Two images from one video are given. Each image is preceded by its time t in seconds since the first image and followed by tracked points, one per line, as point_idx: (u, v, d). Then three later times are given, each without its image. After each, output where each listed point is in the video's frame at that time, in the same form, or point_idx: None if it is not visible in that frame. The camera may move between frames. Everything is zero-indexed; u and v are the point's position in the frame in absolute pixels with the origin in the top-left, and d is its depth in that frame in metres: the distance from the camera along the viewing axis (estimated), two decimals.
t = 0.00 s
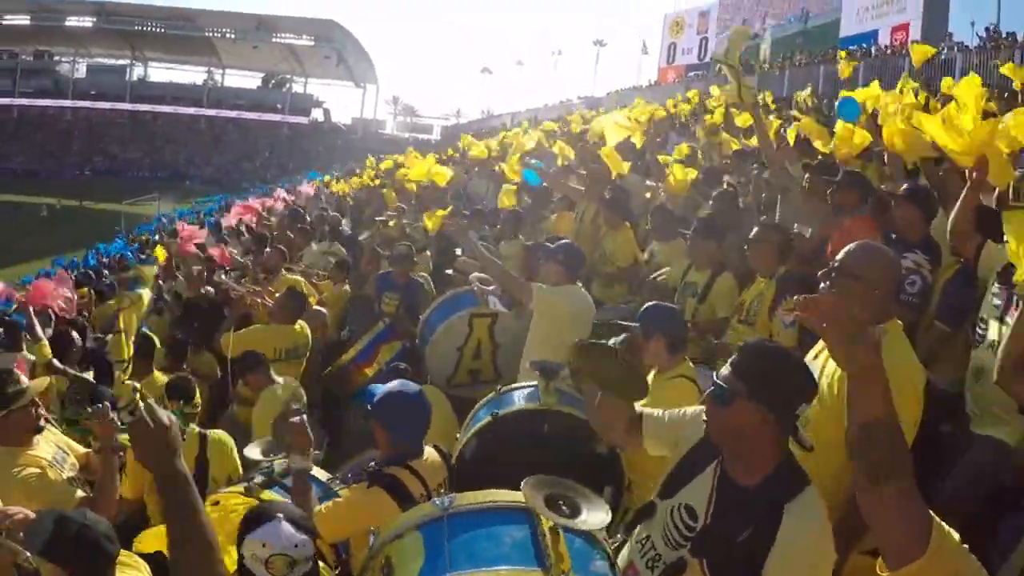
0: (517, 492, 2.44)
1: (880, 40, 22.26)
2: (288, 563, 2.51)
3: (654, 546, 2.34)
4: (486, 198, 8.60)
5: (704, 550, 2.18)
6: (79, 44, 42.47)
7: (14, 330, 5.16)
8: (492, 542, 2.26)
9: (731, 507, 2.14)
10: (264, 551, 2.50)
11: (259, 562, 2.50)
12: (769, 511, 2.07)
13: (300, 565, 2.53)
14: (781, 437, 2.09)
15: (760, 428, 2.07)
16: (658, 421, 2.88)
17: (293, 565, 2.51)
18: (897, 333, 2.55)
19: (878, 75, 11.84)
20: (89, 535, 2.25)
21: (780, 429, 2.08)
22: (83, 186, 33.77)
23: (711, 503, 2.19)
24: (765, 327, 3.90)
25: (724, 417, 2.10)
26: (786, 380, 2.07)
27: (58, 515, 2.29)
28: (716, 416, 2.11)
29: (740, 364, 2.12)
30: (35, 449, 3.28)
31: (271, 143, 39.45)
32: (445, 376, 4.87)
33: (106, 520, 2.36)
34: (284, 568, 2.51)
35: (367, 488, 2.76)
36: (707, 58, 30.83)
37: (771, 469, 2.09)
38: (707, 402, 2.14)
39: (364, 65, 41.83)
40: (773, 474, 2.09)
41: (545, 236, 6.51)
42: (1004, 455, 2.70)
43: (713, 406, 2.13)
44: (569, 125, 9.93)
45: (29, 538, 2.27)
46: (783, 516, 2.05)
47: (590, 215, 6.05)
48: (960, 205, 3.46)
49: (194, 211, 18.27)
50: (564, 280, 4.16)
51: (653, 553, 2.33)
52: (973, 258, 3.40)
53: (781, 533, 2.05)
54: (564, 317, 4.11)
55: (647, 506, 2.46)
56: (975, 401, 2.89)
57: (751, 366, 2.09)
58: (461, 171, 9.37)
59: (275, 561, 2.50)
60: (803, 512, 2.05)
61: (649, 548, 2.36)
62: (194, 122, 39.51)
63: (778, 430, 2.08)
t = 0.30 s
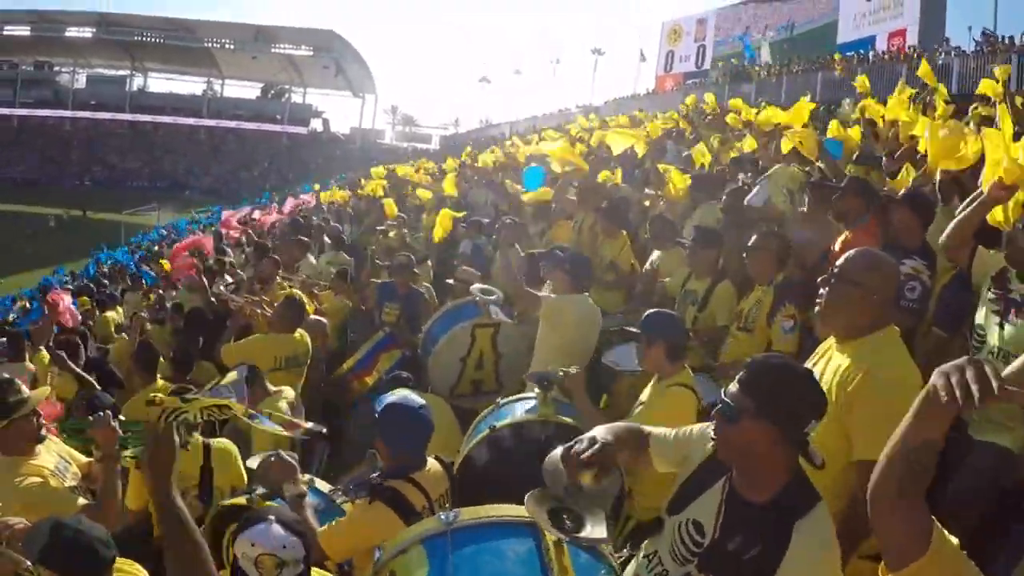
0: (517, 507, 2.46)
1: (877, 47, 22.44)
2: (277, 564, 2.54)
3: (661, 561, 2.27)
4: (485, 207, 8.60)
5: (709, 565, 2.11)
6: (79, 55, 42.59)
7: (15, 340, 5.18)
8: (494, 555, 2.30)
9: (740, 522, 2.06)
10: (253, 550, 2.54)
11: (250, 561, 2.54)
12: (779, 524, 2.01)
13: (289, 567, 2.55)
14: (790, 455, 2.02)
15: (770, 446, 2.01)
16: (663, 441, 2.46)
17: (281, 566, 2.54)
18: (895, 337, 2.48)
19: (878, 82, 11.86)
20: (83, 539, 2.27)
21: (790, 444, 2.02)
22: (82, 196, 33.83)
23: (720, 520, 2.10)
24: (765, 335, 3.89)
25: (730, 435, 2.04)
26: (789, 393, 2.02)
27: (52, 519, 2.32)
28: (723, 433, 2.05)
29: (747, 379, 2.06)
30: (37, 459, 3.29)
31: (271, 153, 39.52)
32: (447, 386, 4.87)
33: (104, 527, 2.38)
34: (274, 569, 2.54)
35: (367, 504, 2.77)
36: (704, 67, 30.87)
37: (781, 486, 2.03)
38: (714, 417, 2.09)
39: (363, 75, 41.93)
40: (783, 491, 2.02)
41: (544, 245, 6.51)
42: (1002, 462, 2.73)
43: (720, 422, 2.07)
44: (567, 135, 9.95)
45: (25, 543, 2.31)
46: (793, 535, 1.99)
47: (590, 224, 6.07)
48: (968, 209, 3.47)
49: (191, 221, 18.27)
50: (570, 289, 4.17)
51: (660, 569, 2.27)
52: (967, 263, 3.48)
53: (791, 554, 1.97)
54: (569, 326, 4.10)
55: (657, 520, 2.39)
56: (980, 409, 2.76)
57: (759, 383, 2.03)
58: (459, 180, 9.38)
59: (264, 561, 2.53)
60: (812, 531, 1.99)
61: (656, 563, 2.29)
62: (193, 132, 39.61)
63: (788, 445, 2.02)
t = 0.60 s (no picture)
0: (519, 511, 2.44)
1: (875, 43, 22.37)
2: (278, 554, 2.43)
3: (669, 562, 2.20)
4: (485, 211, 8.58)
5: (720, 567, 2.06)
6: (78, 68, 42.74)
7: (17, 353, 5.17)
8: (501, 560, 2.27)
9: (747, 523, 2.03)
10: (254, 540, 2.44)
11: (252, 551, 2.44)
12: (786, 524, 1.98)
13: (291, 558, 2.44)
14: (801, 455, 2.00)
15: (782, 446, 1.98)
16: (671, 441, 2.72)
17: (283, 557, 2.43)
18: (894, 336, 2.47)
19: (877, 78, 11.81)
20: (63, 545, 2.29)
21: (801, 445, 1.99)
22: (83, 208, 33.92)
23: (727, 522, 2.07)
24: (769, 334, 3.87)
25: (739, 434, 2.01)
26: (800, 392, 1.99)
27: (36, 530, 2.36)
28: (736, 433, 2.02)
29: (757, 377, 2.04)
30: (41, 472, 3.27)
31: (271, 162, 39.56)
32: (451, 390, 4.85)
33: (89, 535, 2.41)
34: (275, 559, 2.43)
35: (366, 511, 2.75)
36: (703, 67, 30.80)
37: (791, 486, 2.00)
38: (724, 416, 2.05)
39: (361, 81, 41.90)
40: (791, 492, 2.00)
41: (545, 248, 6.49)
42: (1006, 459, 2.71)
43: (732, 420, 2.03)
44: (567, 138, 9.94)
45: (14, 553, 2.35)
46: (800, 533, 1.97)
47: (590, 227, 6.05)
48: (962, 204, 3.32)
49: (193, 231, 18.34)
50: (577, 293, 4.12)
51: (670, 570, 2.20)
52: (969, 260, 3.39)
53: (798, 553, 1.95)
54: (569, 331, 4.07)
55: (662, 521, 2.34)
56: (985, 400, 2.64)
57: (771, 381, 2.00)
58: (460, 185, 9.38)
59: (265, 551, 2.43)
60: (820, 530, 1.97)
61: (664, 564, 2.22)
62: (193, 142, 39.69)
63: (800, 446, 1.99)
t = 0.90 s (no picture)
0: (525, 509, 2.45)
1: (881, 41, 22.28)
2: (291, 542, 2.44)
3: (675, 558, 2.22)
4: (491, 212, 8.58)
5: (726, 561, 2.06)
6: (84, 72, 42.92)
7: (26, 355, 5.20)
8: (507, 556, 2.28)
9: (752, 524, 2.03)
10: (269, 528, 2.75)
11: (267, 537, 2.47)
12: (786, 521, 1.99)
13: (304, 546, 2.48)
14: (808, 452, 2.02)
15: (795, 447, 2.00)
16: (666, 450, 2.48)
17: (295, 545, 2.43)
18: (902, 338, 2.45)
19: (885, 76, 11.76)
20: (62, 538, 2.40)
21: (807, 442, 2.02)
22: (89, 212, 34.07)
23: (733, 518, 2.07)
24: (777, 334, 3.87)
25: (748, 434, 2.03)
26: (811, 390, 2.01)
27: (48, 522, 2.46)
28: (749, 435, 2.02)
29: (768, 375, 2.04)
30: (52, 471, 3.28)
31: (276, 165, 39.63)
32: (459, 391, 4.83)
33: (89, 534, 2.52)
34: (287, 546, 2.74)
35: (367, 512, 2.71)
36: (708, 66, 30.75)
37: (796, 481, 2.01)
38: (737, 418, 2.06)
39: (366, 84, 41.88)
40: (790, 490, 2.01)
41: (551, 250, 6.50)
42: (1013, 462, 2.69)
43: (746, 423, 2.03)
44: (572, 138, 9.94)
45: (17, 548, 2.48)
46: (805, 527, 1.97)
47: (595, 228, 6.04)
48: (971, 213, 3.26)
49: (200, 234, 18.42)
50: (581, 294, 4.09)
51: (674, 566, 2.23)
52: (977, 262, 3.38)
53: (804, 546, 1.94)
54: (579, 334, 4.05)
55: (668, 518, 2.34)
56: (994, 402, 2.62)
57: (778, 381, 2.02)
58: (465, 186, 9.39)
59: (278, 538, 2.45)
60: (824, 523, 1.97)
61: (671, 562, 2.23)
62: (199, 146, 39.80)
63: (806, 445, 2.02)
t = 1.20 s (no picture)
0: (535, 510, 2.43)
1: (898, 41, 22.30)
2: (303, 539, 2.43)
3: (679, 554, 2.26)
4: (507, 213, 8.57)
5: (733, 554, 2.05)
6: (101, 72, 43.16)
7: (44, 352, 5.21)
8: (521, 558, 2.27)
9: (762, 525, 2.01)
10: (281, 521, 2.44)
11: (280, 533, 2.46)
12: (792, 518, 1.98)
13: (315, 543, 2.44)
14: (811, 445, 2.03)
15: (801, 444, 2.01)
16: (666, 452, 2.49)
17: (308, 541, 2.43)
18: (916, 343, 2.45)
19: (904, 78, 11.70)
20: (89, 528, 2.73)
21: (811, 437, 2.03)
22: (106, 210, 34.27)
23: (736, 511, 2.08)
24: (792, 335, 3.85)
25: (755, 436, 2.02)
26: (814, 385, 2.03)
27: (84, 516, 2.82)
28: (756, 435, 2.02)
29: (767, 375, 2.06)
30: (80, 472, 3.29)
31: (292, 164, 39.76)
32: (472, 388, 4.85)
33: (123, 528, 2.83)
34: (299, 542, 2.44)
35: (376, 512, 2.73)
36: (725, 66, 30.78)
37: (800, 475, 2.02)
38: (741, 423, 2.05)
39: (382, 83, 41.96)
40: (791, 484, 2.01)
41: (565, 251, 6.49)
42: None
43: (753, 425, 2.03)
44: (587, 140, 9.92)
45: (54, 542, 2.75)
46: (806, 518, 1.97)
47: (609, 228, 6.02)
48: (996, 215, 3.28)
49: (215, 233, 18.48)
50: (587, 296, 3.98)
51: (680, 561, 2.26)
52: (996, 268, 3.30)
53: (806, 536, 1.95)
54: (584, 339, 3.97)
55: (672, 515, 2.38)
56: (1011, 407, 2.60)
57: (785, 381, 2.02)
58: (480, 186, 9.38)
59: (291, 535, 2.44)
60: (826, 513, 1.97)
61: (676, 557, 2.28)
62: (215, 145, 39.97)
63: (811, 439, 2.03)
